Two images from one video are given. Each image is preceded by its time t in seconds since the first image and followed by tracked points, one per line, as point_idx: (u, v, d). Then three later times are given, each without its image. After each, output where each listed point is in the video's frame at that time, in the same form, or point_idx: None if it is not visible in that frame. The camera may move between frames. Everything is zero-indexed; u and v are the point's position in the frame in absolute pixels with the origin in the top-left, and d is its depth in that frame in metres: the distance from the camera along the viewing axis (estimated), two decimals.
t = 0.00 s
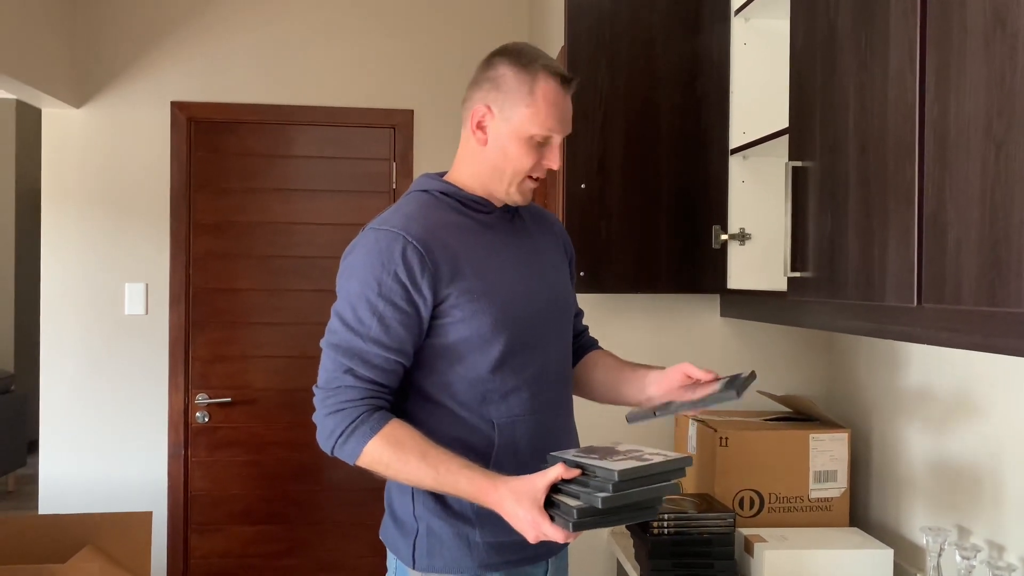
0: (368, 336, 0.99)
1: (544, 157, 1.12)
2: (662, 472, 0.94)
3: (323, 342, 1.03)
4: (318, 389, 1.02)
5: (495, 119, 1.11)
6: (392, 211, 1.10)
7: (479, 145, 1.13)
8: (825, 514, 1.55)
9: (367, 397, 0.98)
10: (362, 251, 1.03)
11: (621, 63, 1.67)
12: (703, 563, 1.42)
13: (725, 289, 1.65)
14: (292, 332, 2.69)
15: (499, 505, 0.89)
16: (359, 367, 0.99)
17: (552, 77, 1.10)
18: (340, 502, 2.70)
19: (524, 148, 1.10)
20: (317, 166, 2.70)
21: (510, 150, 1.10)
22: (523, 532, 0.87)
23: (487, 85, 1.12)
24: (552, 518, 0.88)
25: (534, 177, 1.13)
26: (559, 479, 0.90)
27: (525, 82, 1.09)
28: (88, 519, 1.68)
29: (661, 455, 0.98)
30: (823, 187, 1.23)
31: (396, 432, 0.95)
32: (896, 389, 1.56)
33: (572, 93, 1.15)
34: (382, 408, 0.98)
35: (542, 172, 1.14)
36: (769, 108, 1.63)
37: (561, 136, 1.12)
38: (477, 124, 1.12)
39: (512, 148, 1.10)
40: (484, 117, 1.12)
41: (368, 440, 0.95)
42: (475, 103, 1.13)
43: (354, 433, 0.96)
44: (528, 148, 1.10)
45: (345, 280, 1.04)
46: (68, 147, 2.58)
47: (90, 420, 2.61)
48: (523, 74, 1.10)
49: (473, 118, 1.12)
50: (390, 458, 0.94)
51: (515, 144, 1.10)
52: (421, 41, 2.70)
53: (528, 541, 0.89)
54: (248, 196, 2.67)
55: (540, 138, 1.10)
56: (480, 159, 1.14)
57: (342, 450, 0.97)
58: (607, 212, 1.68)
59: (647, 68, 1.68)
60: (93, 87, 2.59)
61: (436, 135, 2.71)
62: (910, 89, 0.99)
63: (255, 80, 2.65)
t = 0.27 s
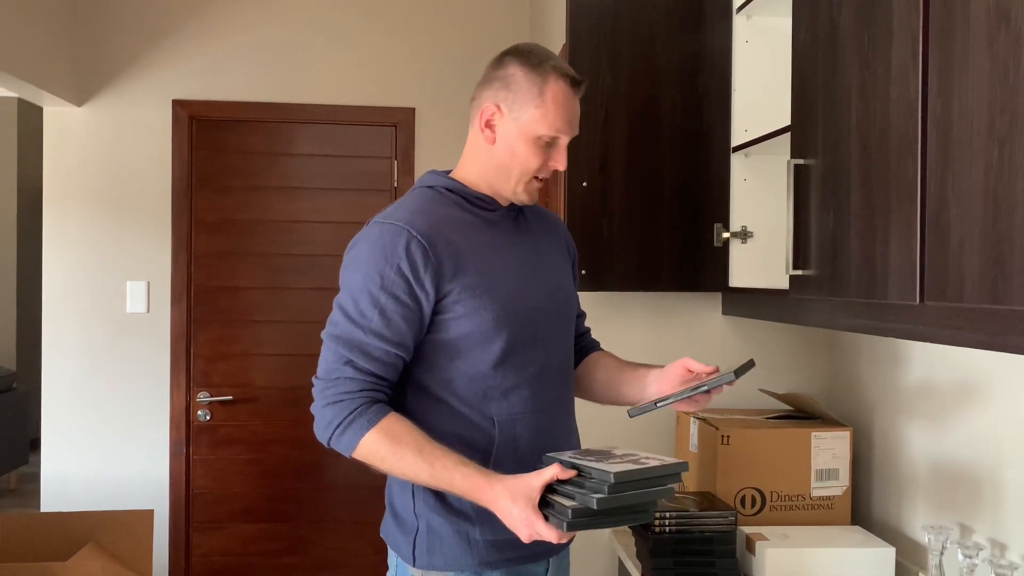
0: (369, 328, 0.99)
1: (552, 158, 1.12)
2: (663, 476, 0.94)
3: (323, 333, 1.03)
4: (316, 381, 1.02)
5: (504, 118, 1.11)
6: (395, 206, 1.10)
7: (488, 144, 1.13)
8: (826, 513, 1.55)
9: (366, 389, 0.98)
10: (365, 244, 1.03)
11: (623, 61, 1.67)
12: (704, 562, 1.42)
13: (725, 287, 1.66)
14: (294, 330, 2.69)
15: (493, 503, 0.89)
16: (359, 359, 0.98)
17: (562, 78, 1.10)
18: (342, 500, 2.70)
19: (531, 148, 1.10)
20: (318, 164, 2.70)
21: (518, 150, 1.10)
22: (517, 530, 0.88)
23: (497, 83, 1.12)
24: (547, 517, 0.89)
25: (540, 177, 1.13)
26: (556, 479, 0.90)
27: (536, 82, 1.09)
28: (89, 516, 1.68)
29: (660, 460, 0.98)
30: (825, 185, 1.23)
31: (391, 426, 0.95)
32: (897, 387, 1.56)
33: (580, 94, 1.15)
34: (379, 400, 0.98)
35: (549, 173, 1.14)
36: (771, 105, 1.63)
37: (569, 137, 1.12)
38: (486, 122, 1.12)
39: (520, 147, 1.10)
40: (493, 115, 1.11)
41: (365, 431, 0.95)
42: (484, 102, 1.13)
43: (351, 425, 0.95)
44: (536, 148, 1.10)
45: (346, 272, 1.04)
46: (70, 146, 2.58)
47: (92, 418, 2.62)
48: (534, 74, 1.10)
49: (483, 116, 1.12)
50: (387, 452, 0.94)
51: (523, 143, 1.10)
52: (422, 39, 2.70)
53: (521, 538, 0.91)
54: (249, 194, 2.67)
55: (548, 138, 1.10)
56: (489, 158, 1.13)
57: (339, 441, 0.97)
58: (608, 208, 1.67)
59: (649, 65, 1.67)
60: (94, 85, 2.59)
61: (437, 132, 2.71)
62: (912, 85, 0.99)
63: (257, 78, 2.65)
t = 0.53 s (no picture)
0: (372, 326, 0.99)
1: (549, 155, 1.11)
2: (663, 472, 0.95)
3: (326, 332, 1.03)
4: (320, 380, 1.02)
5: (500, 118, 1.11)
6: (398, 204, 1.10)
7: (485, 145, 1.13)
8: (828, 512, 1.54)
9: (370, 387, 0.97)
10: (368, 242, 1.03)
11: (625, 59, 1.67)
12: (705, 561, 1.42)
13: (725, 285, 1.67)
14: (295, 329, 2.69)
15: (498, 499, 0.89)
16: (363, 357, 0.98)
17: (557, 75, 1.10)
18: (343, 499, 2.71)
19: (528, 147, 1.09)
20: (319, 163, 2.69)
21: (516, 150, 1.10)
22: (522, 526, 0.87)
23: (493, 83, 1.12)
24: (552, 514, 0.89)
25: (540, 176, 1.12)
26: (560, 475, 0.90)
27: (530, 81, 1.09)
28: (89, 516, 1.68)
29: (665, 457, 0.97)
30: (827, 184, 1.23)
31: (396, 423, 0.95)
32: (898, 386, 1.56)
33: (578, 91, 1.14)
34: (383, 397, 0.97)
35: (550, 170, 1.13)
36: (773, 104, 1.62)
37: (566, 134, 1.11)
38: (483, 122, 1.12)
39: (516, 146, 1.10)
40: (489, 115, 1.11)
41: (369, 429, 0.94)
42: (481, 102, 1.13)
43: (355, 422, 0.95)
44: (533, 147, 1.09)
45: (350, 270, 1.04)
46: (71, 144, 2.58)
47: (93, 417, 2.62)
48: (528, 72, 1.09)
49: (479, 117, 1.12)
50: (392, 450, 0.94)
51: (520, 143, 1.09)
52: (423, 37, 2.70)
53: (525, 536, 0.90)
54: (250, 193, 2.67)
55: (544, 136, 1.09)
56: (489, 158, 1.13)
57: (343, 440, 0.97)
58: (610, 206, 1.67)
59: (651, 64, 1.67)
60: (95, 84, 2.58)
61: (438, 131, 2.71)
62: (915, 84, 0.98)
63: (258, 76, 2.65)
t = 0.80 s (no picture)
0: (381, 329, 0.99)
1: (526, 155, 1.07)
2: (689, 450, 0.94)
3: (335, 338, 1.03)
4: (331, 385, 1.02)
5: (474, 124, 1.10)
6: (400, 206, 1.10)
7: (468, 152, 1.14)
8: (830, 512, 1.54)
9: (383, 389, 0.97)
10: (373, 245, 1.03)
11: (625, 59, 1.67)
12: (706, 561, 1.42)
13: (727, 285, 1.66)
14: (297, 329, 2.69)
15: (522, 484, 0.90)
16: (374, 360, 0.98)
17: (520, 73, 1.06)
18: (345, 499, 2.71)
19: (501, 149, 1.07)
20: (321, 163, 2.70)
21: (492, 154, 1.08)
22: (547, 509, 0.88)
23: (467, 90, 1.12)
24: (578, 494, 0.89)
25: (523, 177, 1.08)
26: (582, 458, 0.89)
27: (494, 83, 1.07)
28: (89, 514, 1.68)
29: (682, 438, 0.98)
30: (829, 184, 1.22)
31: (412, 422, 0.95)
32: (900, 386, 1.56)
33: (553, 83, 1.09)
34: (397, 397, 0.98)
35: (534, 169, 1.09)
36: (775, 104, 1.61)
37: (539, 131, 1.06)
38: (461, 128, 1.14)
39: (491, 150, 1.08)
40: (464, 121, 1.13)
41: (387, 431, 0.95)
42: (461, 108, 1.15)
43: (371, 425, 0.95)
44: (506, 148, 1.07)
45: (355, 274, 1.03)
46: (72, 144, 2.59)
47: (94, 416, 2.62)
48: (492, 74, 1.07)
49: (459, 127, 1.14)
50: (412, 450, 0.94)
51: (493, 146, 1.07)
52: (424, 37, 2.70)
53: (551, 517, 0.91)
54: (252, 193, 2.67)
55: (514, 136, 1.06)
56: (473, 161, 1.14)
57: (360, 443, 0.97)
58: (613, 206, 1.67)
59: (652, 64, 1.67)
60: (97, 84, 2.59)
61: (439, 131, 2.71)
62: (916, 84, 0.98)
63: (259, 77, 2.65)
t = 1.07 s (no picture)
0: (378, 333, 0.99)
1: (520, 160, 1.07)
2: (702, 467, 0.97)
3: (332, 344, 1.03)
4: (331, 391, 1.02)
5: (468, 129, 1.10)
6: (394, 210, 1.10)
7: (463, 155, 1.14)
8: (832, 513, 1.54)
9: (383, 391, 0.98)
10: (366, 251, 1.03)
11: (627, 60, 1.67)
12: (708, 561, 1.42)
13: (730, 286, 1.65)
14: (298, 329, 2.69)
15: (538, 424, 0.94)
16: (372, 363, 0.98)
17: (513, 79, 1.05)
18: (347, 500, 2.71)
19: (496, 155, 1.07)
20: (323, 164, 2.70)
21: (487, 159, 1.08)
22: (565, 444, 0.92)
23: (461, 94, 1.11)
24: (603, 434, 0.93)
25: (518, 182, 1.08)
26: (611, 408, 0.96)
27: (488, 88, 1.06)
28: (89, 515, 1.68)
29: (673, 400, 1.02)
30: (831, 184, 1.22)
31: (419, 404, 0.97)
32: (902, 387, 1.55)
33: (548, 89, 1.08)
34: (400, 395, 0.98)
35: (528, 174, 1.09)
36: (777, 106, 1.62)
37: (534, 137, 1.06)
38: (456, 131, 1.13)
39: (485, 155, 1.08)
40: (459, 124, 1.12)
41: (392, 428, 0.96)
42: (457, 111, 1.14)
43: (376, 426, 0.96)
44: (501, 154, 1.07)
45: (349, 281, 1.04)
46: (75, 145, 2.59)
47: (96, 417, 2.62)
48: (486, 79, 1.07)
49: (454, 130, 1.13)
50: (423, 429, 0.96)
51: (488, 152, 1.08)
52: (426, 39, 2.70)
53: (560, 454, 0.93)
54: (254, 194, 2.67)
55: (508, 142, 1.05)
56: (467, 164, 1.14)
57: (367, 445, 0.98)
58: (614, 206, 1.67)
59: (654, 65, 1.67)
60: (99, 85, 2.59)
61: (441, 132, 2.71)
62: (918, 84, 0.98)
63: (261, 78, 2.65)
